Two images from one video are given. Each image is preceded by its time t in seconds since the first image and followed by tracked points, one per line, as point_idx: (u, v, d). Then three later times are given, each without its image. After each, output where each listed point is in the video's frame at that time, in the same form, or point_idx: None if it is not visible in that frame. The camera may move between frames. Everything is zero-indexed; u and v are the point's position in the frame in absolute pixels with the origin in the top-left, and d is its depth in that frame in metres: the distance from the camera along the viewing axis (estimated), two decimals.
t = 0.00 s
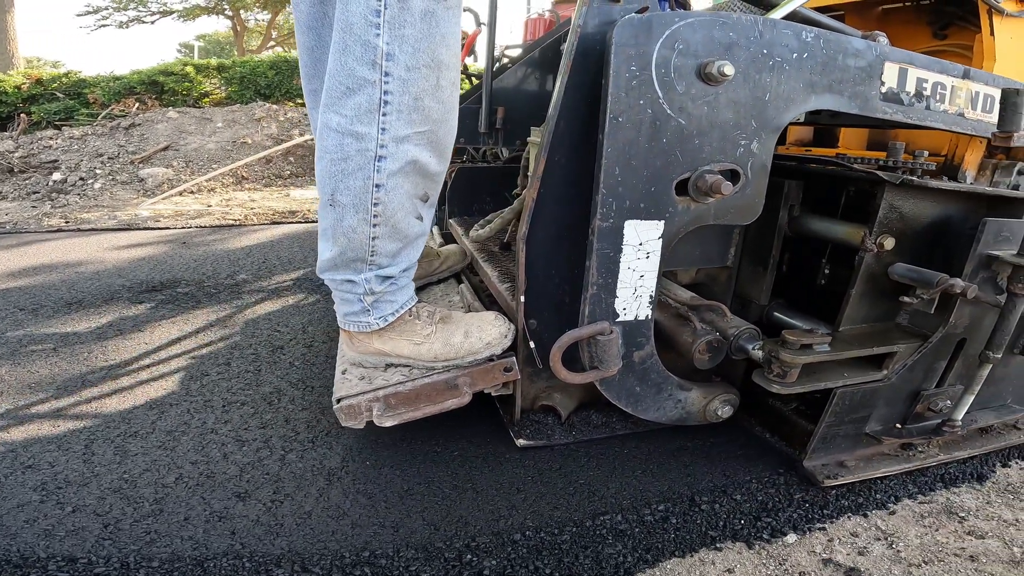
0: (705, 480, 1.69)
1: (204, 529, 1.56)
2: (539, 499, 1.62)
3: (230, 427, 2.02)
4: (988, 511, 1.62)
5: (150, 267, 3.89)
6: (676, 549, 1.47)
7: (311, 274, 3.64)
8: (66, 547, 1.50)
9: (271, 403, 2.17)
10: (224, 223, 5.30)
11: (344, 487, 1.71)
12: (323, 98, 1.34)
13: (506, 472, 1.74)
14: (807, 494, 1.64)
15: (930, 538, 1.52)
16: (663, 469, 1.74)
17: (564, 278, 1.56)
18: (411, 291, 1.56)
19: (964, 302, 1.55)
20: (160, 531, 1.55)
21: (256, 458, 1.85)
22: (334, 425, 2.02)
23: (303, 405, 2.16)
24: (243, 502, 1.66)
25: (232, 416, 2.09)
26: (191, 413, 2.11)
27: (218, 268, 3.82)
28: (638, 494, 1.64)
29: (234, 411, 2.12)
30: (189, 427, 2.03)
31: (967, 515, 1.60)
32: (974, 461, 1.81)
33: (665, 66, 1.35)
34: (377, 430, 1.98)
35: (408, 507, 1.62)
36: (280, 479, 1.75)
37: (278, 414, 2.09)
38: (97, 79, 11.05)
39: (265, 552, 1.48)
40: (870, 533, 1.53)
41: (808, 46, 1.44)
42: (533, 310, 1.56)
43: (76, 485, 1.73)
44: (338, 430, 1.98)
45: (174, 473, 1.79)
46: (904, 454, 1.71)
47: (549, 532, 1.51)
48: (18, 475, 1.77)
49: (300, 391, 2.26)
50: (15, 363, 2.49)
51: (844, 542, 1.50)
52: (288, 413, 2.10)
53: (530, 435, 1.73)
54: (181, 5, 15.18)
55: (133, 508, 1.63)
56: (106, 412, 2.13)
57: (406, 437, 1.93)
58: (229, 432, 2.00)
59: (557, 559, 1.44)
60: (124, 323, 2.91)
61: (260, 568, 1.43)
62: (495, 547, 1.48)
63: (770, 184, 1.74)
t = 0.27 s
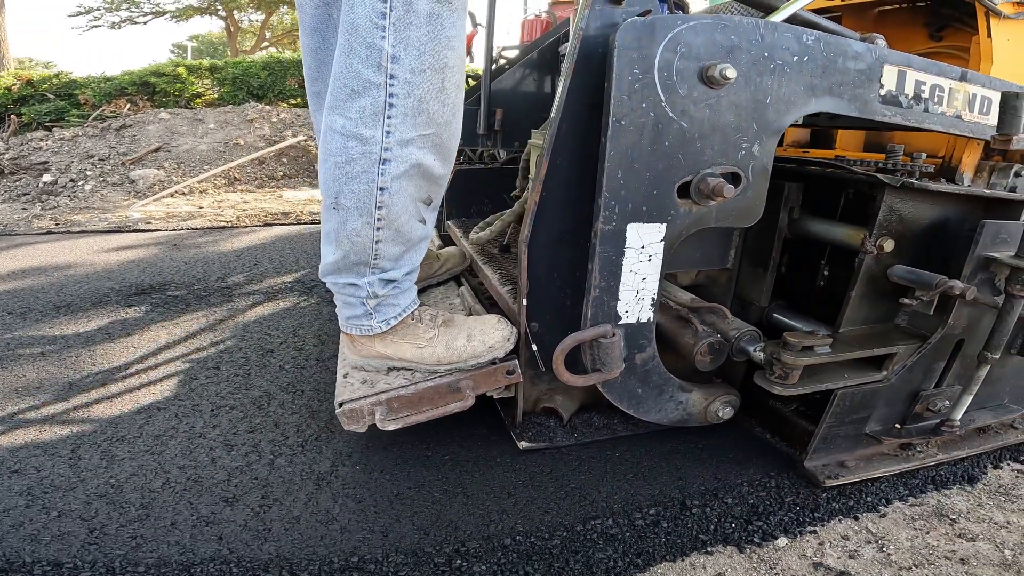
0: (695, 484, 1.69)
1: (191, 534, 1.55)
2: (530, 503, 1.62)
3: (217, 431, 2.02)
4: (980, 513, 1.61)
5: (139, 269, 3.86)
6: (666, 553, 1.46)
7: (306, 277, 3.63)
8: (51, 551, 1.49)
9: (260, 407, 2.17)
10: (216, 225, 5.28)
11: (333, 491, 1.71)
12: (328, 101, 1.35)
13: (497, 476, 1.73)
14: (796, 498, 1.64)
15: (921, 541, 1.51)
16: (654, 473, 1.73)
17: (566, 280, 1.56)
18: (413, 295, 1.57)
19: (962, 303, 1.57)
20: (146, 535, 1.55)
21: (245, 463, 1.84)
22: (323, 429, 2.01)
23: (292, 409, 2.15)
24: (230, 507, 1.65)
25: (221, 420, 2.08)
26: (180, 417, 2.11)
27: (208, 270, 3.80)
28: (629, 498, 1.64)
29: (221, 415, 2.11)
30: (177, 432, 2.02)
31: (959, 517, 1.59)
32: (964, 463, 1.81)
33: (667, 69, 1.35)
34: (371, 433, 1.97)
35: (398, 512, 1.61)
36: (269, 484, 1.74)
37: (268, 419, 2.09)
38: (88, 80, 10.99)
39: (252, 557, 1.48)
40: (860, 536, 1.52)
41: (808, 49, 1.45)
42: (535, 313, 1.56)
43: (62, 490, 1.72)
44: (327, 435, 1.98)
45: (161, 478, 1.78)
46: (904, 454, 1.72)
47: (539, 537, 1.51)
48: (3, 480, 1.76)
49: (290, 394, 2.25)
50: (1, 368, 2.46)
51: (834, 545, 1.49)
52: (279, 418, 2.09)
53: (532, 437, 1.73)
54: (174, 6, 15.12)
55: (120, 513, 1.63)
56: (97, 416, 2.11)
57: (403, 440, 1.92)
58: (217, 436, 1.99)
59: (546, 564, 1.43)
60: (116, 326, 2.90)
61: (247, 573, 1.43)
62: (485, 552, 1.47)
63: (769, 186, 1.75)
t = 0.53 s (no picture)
0: (683, 484, 1.68)
1: (172, 539, 1.54)
2: (517, 506, 1.61)
3: (198, 436, 2.00)
4: (965, 511, 1.63)
5: (120, 273, 3.82)
6: (654, 554, 1.46)
7: (294, 279, 3.61)
8: (29, 557, 1.48)
9: (243, 411, 2.15)
10: (200, 228, 5.23)
11: (317, 495, 1.70)
12: (323, 102, 1.35)
13: (483, 478, 1.73)
14: (783, 497, 1.64)
15: (907, 540, 1.52)
16: (640, 474, 1.72)
17: (561, 281, 1.56)
18: (409, 296, 1.56)
19: (951, 300, 1.59)
20: (125, 540, 1.53)
21: (227, 467, 1.83)
22: (307, 433, 2.00)
23: (275, 413, 2.13)
24: (212, 511, 1.64)
25: (203, 425, 2.07)
26: (161, 421, 2.09)
27: (190, 274, 3.77)
28: (617, 499, 1.63)
29: (202, 420, 2.09)
30: (158, 437, 1.99)
31: (943, 516, 1.60)
32: (949, 461, 1.82)
33: (661, 70, 1.36)
34: (360, 436, 1.96)
35: (383, 516, 1.61)
36: (252, 489, 1.73)
37: (251, 423, 2.07)
38: (69, 82, 10.85)
39: (235, 562, 1.47)
40: (847, 535, 1.53)
41: (798, 50, 1.46)
42: (530, 313, 1.56)
43: (40, 496, 1.70)
44: (312, 438, 1.97)
45: (142, 483, 1.76)
46: (896, 450, 1.75)
47: (526, 539, 1.50)
48: None
49: (273, 398, 2.24)
50: None
51: (821, 545, 1.50)
52: (262, 422, 2.07)
53: (528, 437, 1.76)
54: (156, 7, 14.98)
55: (99, 518, 1.62)
56: (81, 422, 2.09)
57: (394, 443, 1.91)
58: (199, 441, 1.97)
59: (534, 566, 1.42)
60: (100, 331, 2.87)
61: None
62: (472, 555, 1.46)
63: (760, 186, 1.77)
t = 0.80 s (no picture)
0: (673, 486, 1.69)
1: (159, 545, 1.53)
2: (507, 509, 1.62)
3: (184, 441, 1.99)
4: (953, 510, 1.64)
5: (106, 277, 3.78)
6: (645, 557, 1.46)
7: (285, 283, 3.59)
8: (13, 563, 1.47)
9: (230, 416, 2.14)
10: (187, 231, 5.19)
11: (306, 500, 1.69)
12: (321, 105, 1.35)
13: (472, 481, 1.73)
14: (773, 498, 1.65)
15: (896, 540, 1.53)
16: (631, 475, 1.73)
17: (559, 283, 1.57)
18: (407, 299, 1.56)
19: (942, 299, 1.62)
20: (110, 547, 1.52)
21: (214, 473, 1.82)
22: (295, 438, 1.99)
23: (262, 418, 2.12)
24: (200, 517, 1.63)
25: (190, 430, 2.05)
26: (147, 426, 2.08)
27: (175, 278, 3.74)
28: (607, 501, 1.63)
29: (189, 426, 2.08)
30: (143, 442, 1.98)
31: (931, 515, 1.62)
32: (935, 460, 1.84)
33: (658, 73, 1.37)
34: (351, 440, 1.96)
35: (373, 520, 1.60)
36: (239, 494, 1.72)
37: (237, 429, 2.06)
38: (54, 84, 10.74)
39: (223, 568, 1.46)
40: (836, 536, 1.54)
41: (792, 52, 1.48)
42: (528, 315, 1.56)
43: (24, 502, 1.69)
44: (300, 443, 1.96)
45: (127, 489, 1.75)
46: (891, 448, 1.78)
47: (517, 543, 1.50)
48: None
49: (260, 403, 2.22)
50: None
51: (811, 546, 1.51)
52: (249, 428, 2.06)
53: (528, 439, 1.75)
54: (143, 9, 14.86)
55: (84, 524, 1.60)
56: (69, 428, 2.07)
57: (387, 448, 1.91)
58: (185, 447, 1.96)
59: (524, 570, 1.43)
60: (88, 336, 2.84)
61: None
62: (462, 559, 1.46)
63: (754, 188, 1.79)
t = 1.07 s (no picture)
0: (669, 487, 1.71)
1: (153, 548, 1.53)
2: (503, 511, 1.63)
3: (178, 445, 1.98)
4: (947, 510, 1.65)
5: (98, 280, 3.76)
6: (641, 558, 1.47)
7: (281, 285, 3.59)
8: (6, 566, 1.47)
9: (223, 419, 2.13)
10: (181, 233, 5.17)
11: (301, 503, 1.70)
12: (327, 107, 1.35)
13: (467, 484, 1.74)
14: (768, 498, 1.67)
15: (890, 540, 1.54)
16: (626, 477, 1.74)
17: (563, 283, 1.58)
18: (412, 301, 1.57)
19: (941, 298, 1.64)
20: (104, 549, 1.53)
21: (208, 476, 1.82)
22: (289, 441, 2.00)
23: (256, 421, 2.12)
24: (193, 520, 1.63)
25: (185, 433, 2.05)
26: (140, 429, 2.07)
27: (168, 281, 3.72)
28: (603, 503, 1.64)
29: (183, 429, 2.07)
30: (136, 446, 1.98)
31: (926, 515, 1.63)
32: (929, 460, 1.85)
33: (662, 75, 1.39)
34: (348, 443, 1.96)
35: (368, 523, 1.61)
36: (233, 497, 1.72)
37: (232, 432, 2.05)
38: (45, 85, 10.68)
39: (217, 571, 1.46)
40: (831, 536, 1.55)
41: (793, 54, 1.50)
42: (533, 316, 1.57)
43: (16, 505, 1.69)
44: (294, 446, 1.96)
45: (120, 492, 1.75)
46: (891, 446, 1.80)
47: (513, 545, 1.51)
48: None
49: (255, 406, 2.22)
50: None
51: (806, 546, 1.52)
52: (244, 431, 2.05)
53: (532, 439, 1.75)
54: (135, 9, 14.78)
55: (77, 528, 1.60)
56: (64, 431, 2.06)
57: (386, 450, 1.91)
58: (178, 450, 1.95)
59: (521, 572, 1.43)
60: (83, 339, 2.83)
61: None
62: (459, 561, 1.47)
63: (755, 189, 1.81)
